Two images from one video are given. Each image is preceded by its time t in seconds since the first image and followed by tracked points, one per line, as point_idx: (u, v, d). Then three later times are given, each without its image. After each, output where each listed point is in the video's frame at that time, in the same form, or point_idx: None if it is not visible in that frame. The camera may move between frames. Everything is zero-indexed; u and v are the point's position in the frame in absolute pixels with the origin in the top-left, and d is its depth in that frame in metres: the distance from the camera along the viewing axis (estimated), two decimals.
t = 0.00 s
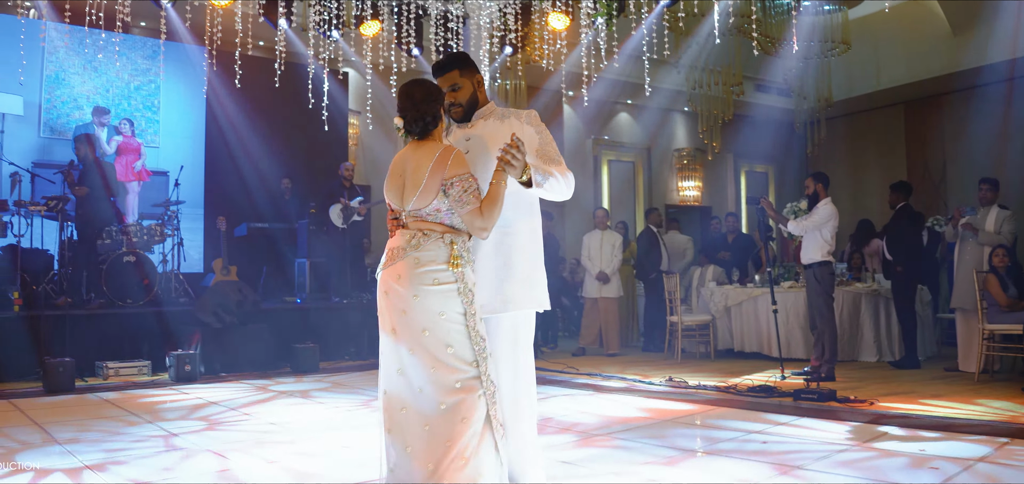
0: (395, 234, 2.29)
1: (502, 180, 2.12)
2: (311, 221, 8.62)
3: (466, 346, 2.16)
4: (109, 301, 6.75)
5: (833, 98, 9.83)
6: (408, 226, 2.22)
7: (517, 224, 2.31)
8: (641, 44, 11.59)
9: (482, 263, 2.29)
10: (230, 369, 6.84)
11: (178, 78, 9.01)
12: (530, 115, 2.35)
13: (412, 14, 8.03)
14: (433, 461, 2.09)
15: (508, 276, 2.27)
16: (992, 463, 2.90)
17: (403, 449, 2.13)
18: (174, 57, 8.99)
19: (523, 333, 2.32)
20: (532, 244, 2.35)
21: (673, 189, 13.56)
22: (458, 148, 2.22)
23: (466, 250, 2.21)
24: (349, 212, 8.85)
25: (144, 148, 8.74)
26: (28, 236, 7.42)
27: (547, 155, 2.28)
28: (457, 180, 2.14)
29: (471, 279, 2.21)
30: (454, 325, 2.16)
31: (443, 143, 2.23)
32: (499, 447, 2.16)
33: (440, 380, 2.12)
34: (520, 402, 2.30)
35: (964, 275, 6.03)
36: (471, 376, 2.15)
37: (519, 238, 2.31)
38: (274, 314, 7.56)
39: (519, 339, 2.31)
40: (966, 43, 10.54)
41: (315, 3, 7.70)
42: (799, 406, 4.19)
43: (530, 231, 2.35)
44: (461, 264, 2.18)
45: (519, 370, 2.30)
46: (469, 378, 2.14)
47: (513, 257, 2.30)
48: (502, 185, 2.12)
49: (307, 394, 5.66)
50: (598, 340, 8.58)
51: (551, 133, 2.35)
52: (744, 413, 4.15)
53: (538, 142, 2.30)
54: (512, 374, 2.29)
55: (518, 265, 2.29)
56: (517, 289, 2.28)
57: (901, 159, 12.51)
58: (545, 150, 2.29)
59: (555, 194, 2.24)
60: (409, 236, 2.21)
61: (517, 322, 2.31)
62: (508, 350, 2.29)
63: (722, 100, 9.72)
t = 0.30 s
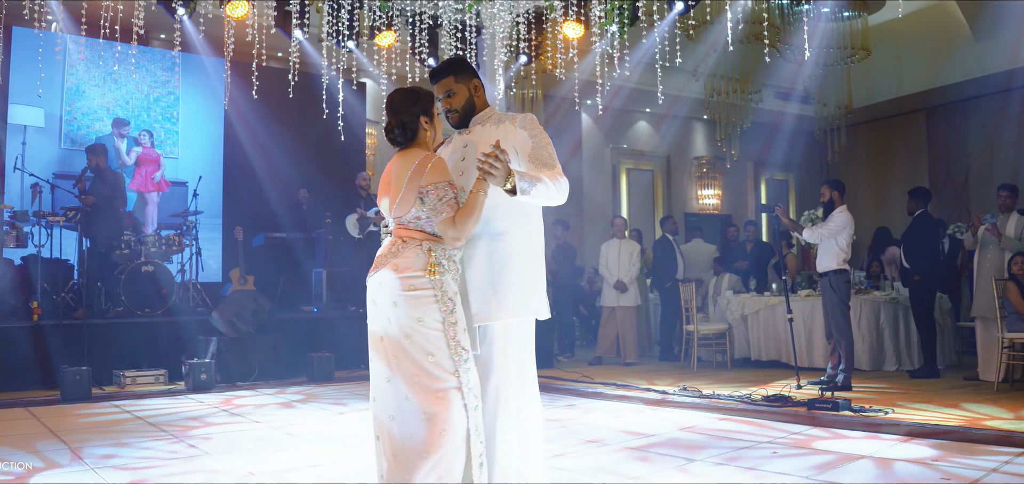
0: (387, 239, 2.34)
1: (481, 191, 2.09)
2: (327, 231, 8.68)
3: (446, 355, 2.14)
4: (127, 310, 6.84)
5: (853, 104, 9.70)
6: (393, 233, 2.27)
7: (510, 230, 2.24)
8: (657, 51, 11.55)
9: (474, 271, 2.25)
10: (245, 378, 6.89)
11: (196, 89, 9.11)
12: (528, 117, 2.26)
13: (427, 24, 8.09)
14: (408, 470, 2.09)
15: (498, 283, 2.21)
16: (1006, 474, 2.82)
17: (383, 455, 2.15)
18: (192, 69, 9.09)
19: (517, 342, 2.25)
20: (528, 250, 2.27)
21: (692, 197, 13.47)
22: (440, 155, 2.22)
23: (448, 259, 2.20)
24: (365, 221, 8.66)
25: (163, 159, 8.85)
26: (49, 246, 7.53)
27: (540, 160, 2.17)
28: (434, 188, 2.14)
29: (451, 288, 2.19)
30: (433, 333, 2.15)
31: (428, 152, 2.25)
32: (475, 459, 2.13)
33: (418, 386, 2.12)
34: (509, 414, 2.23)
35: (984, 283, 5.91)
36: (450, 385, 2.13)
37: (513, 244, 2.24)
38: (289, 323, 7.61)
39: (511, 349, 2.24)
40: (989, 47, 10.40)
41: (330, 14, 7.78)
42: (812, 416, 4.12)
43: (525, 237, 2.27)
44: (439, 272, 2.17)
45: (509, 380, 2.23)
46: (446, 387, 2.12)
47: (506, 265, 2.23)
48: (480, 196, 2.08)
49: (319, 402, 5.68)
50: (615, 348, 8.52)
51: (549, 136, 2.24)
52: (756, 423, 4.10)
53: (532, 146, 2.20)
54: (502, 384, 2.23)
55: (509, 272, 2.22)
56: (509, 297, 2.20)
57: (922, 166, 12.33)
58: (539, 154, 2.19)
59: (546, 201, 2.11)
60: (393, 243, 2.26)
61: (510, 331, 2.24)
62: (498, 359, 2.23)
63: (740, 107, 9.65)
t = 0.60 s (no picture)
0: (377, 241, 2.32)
1: (453, 200, 1.93)
2: (338, 237, 8.72)
3: (417, 365, 2.11)
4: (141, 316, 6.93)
5: (867, 109, 9.61)
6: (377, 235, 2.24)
7: (503, 236, 2.03)
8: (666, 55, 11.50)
9: (462, 277, 2.07)
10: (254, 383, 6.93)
11: (209, 97, 9.24)
12: (524, 120, 2.10)
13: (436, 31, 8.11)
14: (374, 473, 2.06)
15: (484, 293, 2.01)
16: (1012, 480, 2.77)
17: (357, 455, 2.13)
18: (205, 77, 9.22)
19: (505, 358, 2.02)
20: (521, 259, 2.06)
21: (706, 203, 13.41)
22: (423, 158, 2.17)
23: (427, 264, 2.11)
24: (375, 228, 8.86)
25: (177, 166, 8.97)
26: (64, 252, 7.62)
27: (530, 167, 2.01)
28: (408, 192, 2.09)
29: (427, 295, 2.12)
30: (405, 339, 2.11)
31: (413, 153, 2.20)
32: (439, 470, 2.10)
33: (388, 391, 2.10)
34: (489, 437, 2.02)
35: (998, 288, 5.83)
36: (420, 393, 2.11)
37: (504, 251, 2.03)
38: (300, 328, 7.65)
39: (499, 366, 2.02)
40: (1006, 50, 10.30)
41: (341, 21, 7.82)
42: (820, 422, 4.06)
43: (520, 244, 2.05)
44: (414, 279, 2.10)
45: (492, 401, 2.02)
46: (415, 394, 2.10)
47: (495, 273, 2.02)
48: (451, 204, 1.93)
49: (326, 407, 5.69)
50: (626, 354, 8.47)
51: (544, 139, 2.06)
52: (761, 428, 4.06)
53: (523, 151, 2.04)
54: (484, 404, 2.02)
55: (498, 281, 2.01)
56: (495, 308, 2.00)
57: (938, 170, 12.19)
58: (530, 159, 2.02)
59: (531, 209, 1.94)
60: (376, 245, 2.22)
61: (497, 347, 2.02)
62: (482, 376, 2.02)
63: (753, 112, 9.59)
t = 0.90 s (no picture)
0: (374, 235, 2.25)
1: (438, 201, 1.92)
2: (361, 237, 8.79)
3: (402, 366, 2.00)
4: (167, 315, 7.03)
5: (895, 107, 9.43)
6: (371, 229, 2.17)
7: (505, 236, 1.99)
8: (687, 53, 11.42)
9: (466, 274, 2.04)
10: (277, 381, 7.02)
11: (234, 99, 9.40)
12: (532, 111, 1.98)
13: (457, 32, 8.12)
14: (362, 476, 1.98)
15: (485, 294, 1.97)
16: None
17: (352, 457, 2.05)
18: (230, 79, 9.38)
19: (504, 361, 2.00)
20: (525, 261, 2.00)
21: (733, 203, 13.29)
22: (418, 153, 2.08)
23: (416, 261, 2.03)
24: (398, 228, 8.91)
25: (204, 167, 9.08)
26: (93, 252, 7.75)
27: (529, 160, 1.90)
28: (394, 189, 1.99)
29: (416, 294, 2.04)
30: (390, 340, 2.01)
31: (411, 147, 2.12)
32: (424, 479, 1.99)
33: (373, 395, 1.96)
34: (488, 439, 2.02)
35: None
36: (401, 396, 2.00)
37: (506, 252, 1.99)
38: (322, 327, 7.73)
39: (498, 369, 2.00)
40: None
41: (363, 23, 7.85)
42: (840, 423, 4.00)
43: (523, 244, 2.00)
44: (401, 276, 2.01)
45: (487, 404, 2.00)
46: (397, 398, 1.99)
47: (497, 273, 1.98)
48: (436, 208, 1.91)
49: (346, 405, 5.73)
50: (649, 354, 8.38)
51: (548, 130, 1.94)
52: (779, 430, 4.01)
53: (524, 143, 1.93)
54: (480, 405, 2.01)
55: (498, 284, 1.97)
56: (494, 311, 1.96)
57: (970, 169, 11.93)
58: (530, 152, 1.91)
59: (527, 205, 1.90)
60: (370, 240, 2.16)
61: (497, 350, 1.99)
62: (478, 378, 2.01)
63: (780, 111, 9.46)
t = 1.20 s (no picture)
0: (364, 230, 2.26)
1: (419, 203, 1.90)
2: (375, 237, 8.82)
3: (389, 370, 2.01)
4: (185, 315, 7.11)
5: (917, 104, 9.24)
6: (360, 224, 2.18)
7: (501, 235, 1.90)
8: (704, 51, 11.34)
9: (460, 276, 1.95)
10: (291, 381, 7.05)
11: (251, 101, 9.45)
12: (530, 104, 1.90)
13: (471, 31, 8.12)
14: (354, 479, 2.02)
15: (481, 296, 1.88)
16: None
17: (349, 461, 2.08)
18: (249, 81, 9.44)
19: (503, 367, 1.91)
20: (522, 262, 1.90)
21: (754, 202, 13.16)
22: (403, 152, 2.07)
23: (401, 263, 2.02)
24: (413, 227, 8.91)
25: (222, 170, 9.15)
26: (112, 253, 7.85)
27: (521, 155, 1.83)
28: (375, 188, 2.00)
29: (400, 293, 2.02)
30: (375, 342, 2.02)
31: (399, 144, 2.10)
32: None
33: (358, 399, 1.99)
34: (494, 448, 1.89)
35: None
36: (386, 400, 2.00)
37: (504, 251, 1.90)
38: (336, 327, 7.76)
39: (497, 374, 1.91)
40: None
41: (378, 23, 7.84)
42: (854, 424, 3.93)
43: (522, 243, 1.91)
44: (385, 277, 2.01)
45: (485, 411, 1.89)
46: (382, 403, 2.00)
47: (493, 274, 1.89)
48: (414, 209, 1.90)
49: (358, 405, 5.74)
50: (665, 355, 8.31)
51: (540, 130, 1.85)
52: (792, 431, 3.95)
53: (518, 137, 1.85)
54: (479, 413, 1.90)
55: (494, 285, 1.88)
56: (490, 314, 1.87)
57: (994, 166, 11.70)
58: (523, 148, 1.83)
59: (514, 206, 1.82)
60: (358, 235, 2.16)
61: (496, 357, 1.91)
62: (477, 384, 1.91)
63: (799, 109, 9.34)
